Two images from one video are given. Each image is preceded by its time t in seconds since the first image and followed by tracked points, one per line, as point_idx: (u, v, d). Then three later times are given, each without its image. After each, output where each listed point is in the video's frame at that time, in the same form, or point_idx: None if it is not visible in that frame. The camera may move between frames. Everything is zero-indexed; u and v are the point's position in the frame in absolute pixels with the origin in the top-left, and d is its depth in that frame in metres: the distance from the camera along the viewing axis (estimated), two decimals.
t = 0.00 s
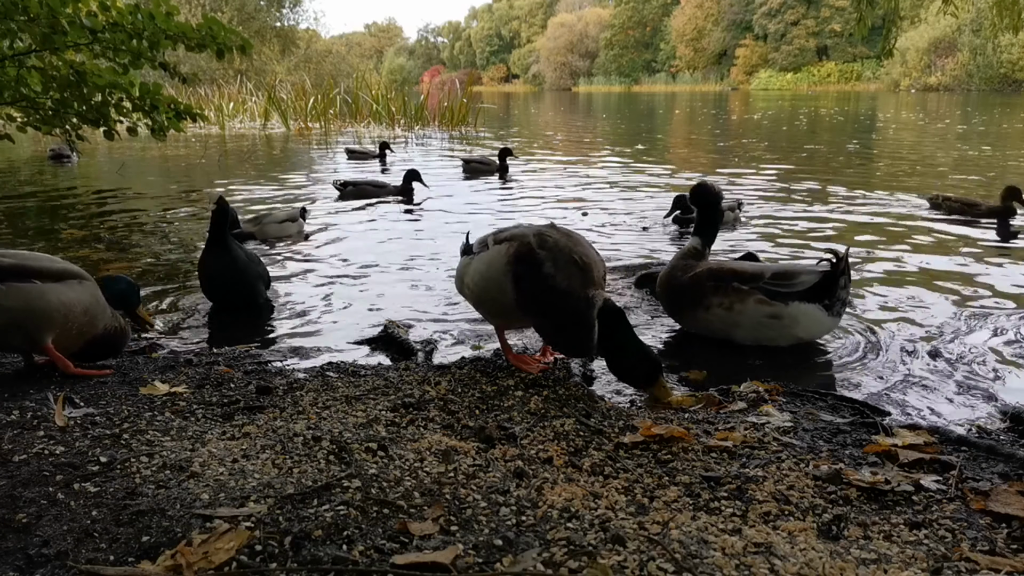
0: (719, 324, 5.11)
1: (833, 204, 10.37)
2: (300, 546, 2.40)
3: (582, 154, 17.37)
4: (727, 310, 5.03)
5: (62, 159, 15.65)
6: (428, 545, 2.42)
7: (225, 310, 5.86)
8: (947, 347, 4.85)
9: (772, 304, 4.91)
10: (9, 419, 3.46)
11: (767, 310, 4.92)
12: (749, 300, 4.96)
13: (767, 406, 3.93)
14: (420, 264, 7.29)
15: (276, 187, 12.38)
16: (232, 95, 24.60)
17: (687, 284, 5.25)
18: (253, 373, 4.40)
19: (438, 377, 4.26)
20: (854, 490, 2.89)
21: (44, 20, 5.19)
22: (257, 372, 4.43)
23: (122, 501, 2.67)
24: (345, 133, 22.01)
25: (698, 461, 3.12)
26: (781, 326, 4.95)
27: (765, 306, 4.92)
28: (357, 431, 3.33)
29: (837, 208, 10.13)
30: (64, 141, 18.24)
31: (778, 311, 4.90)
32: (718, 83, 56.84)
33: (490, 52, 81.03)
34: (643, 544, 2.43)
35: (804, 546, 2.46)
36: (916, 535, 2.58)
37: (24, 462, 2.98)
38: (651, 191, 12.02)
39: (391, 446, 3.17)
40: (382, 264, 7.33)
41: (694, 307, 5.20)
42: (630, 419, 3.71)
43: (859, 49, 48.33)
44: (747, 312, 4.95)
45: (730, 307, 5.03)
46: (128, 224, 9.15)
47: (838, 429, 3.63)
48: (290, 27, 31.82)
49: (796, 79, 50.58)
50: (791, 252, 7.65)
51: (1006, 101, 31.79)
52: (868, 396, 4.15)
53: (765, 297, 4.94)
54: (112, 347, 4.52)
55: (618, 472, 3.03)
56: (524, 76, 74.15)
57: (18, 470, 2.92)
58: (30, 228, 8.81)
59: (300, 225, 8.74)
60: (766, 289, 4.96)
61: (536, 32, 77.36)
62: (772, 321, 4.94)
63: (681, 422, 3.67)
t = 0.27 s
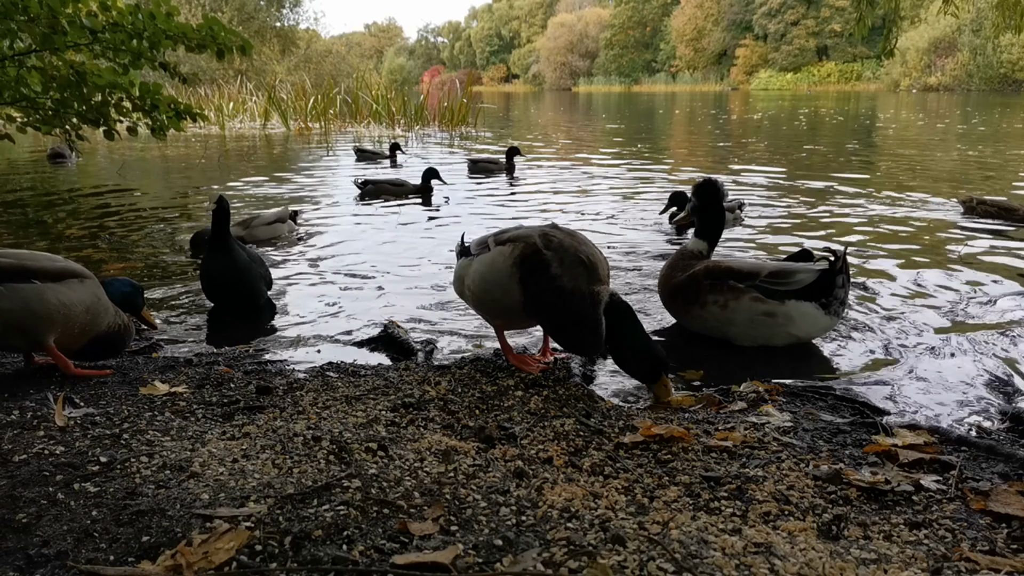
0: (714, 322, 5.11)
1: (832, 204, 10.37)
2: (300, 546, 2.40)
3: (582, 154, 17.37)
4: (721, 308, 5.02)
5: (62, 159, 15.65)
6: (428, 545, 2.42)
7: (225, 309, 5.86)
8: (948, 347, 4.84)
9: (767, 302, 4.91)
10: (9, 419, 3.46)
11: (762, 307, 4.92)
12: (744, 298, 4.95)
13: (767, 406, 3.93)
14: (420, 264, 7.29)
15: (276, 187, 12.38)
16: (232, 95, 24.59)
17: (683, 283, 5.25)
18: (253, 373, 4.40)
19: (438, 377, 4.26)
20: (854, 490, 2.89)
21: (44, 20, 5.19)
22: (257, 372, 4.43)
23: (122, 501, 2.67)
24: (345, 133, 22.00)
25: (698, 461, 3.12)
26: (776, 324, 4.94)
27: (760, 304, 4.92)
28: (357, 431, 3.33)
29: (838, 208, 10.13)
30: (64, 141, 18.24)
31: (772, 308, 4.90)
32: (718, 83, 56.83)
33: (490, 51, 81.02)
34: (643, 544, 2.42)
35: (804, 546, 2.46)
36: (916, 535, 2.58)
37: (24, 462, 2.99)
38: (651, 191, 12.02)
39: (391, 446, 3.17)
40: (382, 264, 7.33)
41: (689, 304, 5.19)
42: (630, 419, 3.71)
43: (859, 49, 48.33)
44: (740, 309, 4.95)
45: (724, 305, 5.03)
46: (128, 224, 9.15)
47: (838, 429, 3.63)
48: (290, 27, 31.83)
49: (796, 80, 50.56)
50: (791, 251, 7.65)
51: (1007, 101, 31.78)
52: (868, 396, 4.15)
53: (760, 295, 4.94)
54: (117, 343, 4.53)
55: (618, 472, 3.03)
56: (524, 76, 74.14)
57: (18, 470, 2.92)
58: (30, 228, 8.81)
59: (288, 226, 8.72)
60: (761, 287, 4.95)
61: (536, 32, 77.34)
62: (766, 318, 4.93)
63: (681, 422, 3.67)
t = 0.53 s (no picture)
0: (718, 322, 5.11)
1: (833, 204, 10.37)
2: (300, 546, 2.40)
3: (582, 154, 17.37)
4: (726, 308, 5.03)
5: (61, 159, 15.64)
6: (428, 545, 2.42)
7: (225, 308, 5.86)
8: (949, 347, 4.83)
9: (771, 301, 4.89)
10: (9, 420, 3.45)
11: (766, 307, 4.90)
12: (749, 298, 4.94)
13: (767, 406, 3.93)
14: (419, 264, 7.29)
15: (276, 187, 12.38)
16: (232, 95, 24.60)
17: (687, 283, 5.26)
18: (253, 373, 4.40)
19: (438, 377, 4.26)
20: (854, 490, 2.89)
21: (44, 20, 5.20)
22: (257, 372, 4.43)
23: (122, 501, 2.67)
24: (345, 133, 22.00)
25: (698, 462, 3.12)
26: (780, 324, 4.91)
27: (765, 304, 4.90)
28: (357, 431, 3.33)
29: (838, 207, 10.12)
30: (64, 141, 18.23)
31: (777, 308, 4.87)
32: (718, 83, 56.82)
33: (490, 51, 81.04)
34: (643, 544, 2.42)
35: (804, 546, 2.46)
36: (916, 535, 2.58)
37: (24, 462, 2.98)
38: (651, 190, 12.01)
39: (391, 446, 3.17)
40: (382, 264, 7.33)
41: (693, 304, 5.20)
42: (630, 419, 3.70)
43: (859, 49, 48.33)
44: (745, 309, 4.94)
45: (729, 305, 5.02)
46: (128, 224, 9.15)
47: (838, 429, 3.63)
48: (290, 27, 31.83)
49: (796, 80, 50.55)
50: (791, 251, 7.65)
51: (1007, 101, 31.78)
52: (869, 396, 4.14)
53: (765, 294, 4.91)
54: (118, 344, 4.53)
55: (618, 472, 3.03)
56: (524, 76, 74.16)
57: (18, 470, 2.92)
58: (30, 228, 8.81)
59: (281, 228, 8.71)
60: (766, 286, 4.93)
61: (536, 32, 77.33)
62: (771, 318, 4.91)
63: (681, 422, 3.67)
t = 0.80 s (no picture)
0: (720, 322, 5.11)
1: (832, 204, 10.37)
2: (300, 546, 2.40)
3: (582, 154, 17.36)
4: (729, 308, 5.03)
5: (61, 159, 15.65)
6: (428, 545, 2.42)
7: (226, 308, 5.85)
8: (948, 347, 4.84)
9: (776, 301, 4.93)
10: (9, 419, 3.45)
11: (770, 307, 4.94)
12: (752, 297, 4.97)
13: (767, 406, 3.93)
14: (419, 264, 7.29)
15: (276, 187, 12.38)
16: (232, 95, 24.60)
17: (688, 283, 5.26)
18: (253, 373, 4.41)
19: (438, 377, 4.27)
20: (854, 490, 2.89)
21: (44, 20, 5.20)
22: (257, 372, 4.43)
23: (122, 501, 2.67)
24: (345, 133, 21.99)
25: (698, 461, 3.12)
26: (783, 324, 4.95)
27: (768, 304, 4.94)
28: (357, 431, 3.33)
29: (838, 207, 10.11)
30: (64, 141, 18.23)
31: (781, 309, 4.92)
32: (718, 83, 56.81)
33: (490, 52, 81.05)
34: (643, 544, 2.43)
35: (804, 546, 2.46)
36: (916, 535, 2.58)
37: (24, 462, 2.98)
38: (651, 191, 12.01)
39: (391, 446, 3.17)
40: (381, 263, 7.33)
41: (694, 305, 5.18)
42: (631, 418, 3.71)
43: (859, 49, 48.32)
44: (748, 309, 4.97)
45: (732, 305, 5.02)
46: (128, 224, 9.15)
47: (838, 429, 3.63)
48: (290, 27, 31.86)
49: (796, 79, 50.55)
50: (790, 250, 7.64)
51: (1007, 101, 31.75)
52: (867, 397, 4.14)
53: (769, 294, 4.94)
54: (120, 344, 4.52)
55: (619, 472, 3.03)
56: (524, 76, 74.15)
57: (18, 469, 2.92)
58: (30, 228, 8.81)
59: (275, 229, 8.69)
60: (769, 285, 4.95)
61: (536, 32, 77.33)
62: (774, 318, 4.95)
63: (681, 421, 3.67)
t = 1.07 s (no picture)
0: (716, 322, 5.16)
1: (832, 203, 10.37)
2: (300, 546, 2.40)
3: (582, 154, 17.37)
4: (722, 307, 5.09)
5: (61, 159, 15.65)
6: (428, 545, 2.42)
7: (230, 308, 5.84)
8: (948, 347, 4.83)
9: (768, 297, 4.95)
10: (9, 420, 3.45)
11: (763, 303, 4.95)
12: (744, 295, 5.01)
13: (767, 406, 3.93)
14: (418, 264, 7.29)
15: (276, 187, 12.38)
16: (232, 95, 24.61)
17: (684, 286, 5.33)
18: (253, 373, 4.41)
19: (438, 377, 4.26)
20: (854, 490, 2.89)
21: (44, 20, 5.20)
22: (257, 372, 4.43)
23: (122, 501, 2.67)
24: (345, 133, 22.00)
25: (698, 461, 3.12)
26: (778, 319, 4.94)
27: (761, 300, 4.96)
28: (357, 431, 3.33)
29: (838, 207, 10.11)
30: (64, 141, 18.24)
31: (774, 304, 4.92)
32: (718, 83, 56.80)
33: (490, 51, 81.05)
34: (643, 544, 2.43)
35: (804, 546, 2.46)
36: (916, 535, 2.58)
37: (24, 462, 2.98)
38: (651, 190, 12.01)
39: (391, 446, 3.17)
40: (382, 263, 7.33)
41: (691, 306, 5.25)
42: (630, 419, 3.70)
43: (859, 49, 48.33)
44: (741, 307, 5.00)
45: (726, 304, 5.08)
46: (128, 224, 9.15)
47: (838, 429, 3.63)
48: (290, 27, 31.87)
49: (796, 79, 50.55)
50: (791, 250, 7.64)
51: (1006, 101, 31.77)
52: (867, 396, 4.15)
53: (760, 291, 4.97)
54: (122, 344, 4.57)
55: (618, 472, 3.03)
56: (524, 76, 74.16)
57: (18, 470, 2.92)
58: (30, 228, 8.81)
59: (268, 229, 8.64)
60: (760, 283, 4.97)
61: (536, 32, 77.30)
62: (768, 314, 4.95)
63: (681, 422, 3.67)
